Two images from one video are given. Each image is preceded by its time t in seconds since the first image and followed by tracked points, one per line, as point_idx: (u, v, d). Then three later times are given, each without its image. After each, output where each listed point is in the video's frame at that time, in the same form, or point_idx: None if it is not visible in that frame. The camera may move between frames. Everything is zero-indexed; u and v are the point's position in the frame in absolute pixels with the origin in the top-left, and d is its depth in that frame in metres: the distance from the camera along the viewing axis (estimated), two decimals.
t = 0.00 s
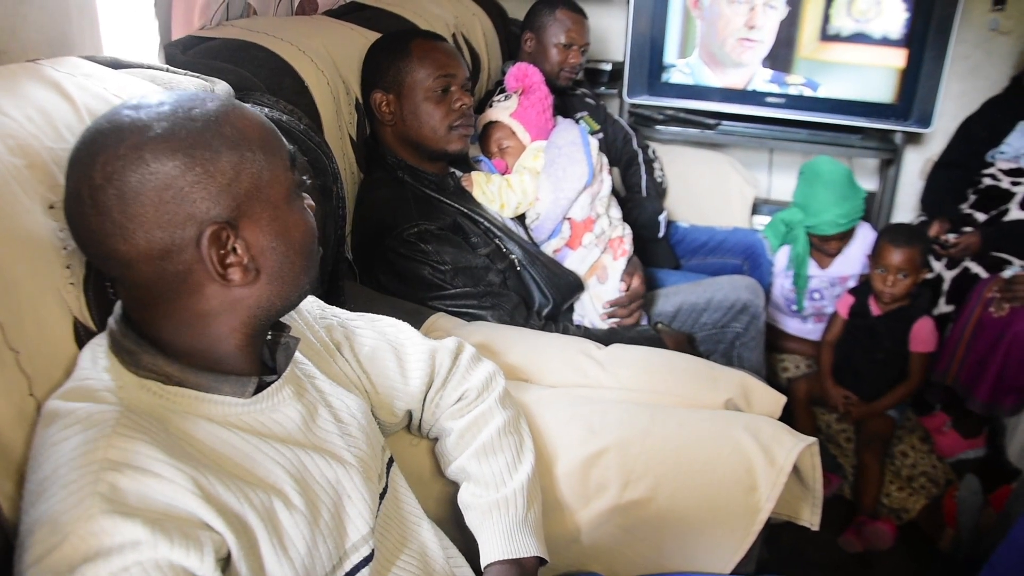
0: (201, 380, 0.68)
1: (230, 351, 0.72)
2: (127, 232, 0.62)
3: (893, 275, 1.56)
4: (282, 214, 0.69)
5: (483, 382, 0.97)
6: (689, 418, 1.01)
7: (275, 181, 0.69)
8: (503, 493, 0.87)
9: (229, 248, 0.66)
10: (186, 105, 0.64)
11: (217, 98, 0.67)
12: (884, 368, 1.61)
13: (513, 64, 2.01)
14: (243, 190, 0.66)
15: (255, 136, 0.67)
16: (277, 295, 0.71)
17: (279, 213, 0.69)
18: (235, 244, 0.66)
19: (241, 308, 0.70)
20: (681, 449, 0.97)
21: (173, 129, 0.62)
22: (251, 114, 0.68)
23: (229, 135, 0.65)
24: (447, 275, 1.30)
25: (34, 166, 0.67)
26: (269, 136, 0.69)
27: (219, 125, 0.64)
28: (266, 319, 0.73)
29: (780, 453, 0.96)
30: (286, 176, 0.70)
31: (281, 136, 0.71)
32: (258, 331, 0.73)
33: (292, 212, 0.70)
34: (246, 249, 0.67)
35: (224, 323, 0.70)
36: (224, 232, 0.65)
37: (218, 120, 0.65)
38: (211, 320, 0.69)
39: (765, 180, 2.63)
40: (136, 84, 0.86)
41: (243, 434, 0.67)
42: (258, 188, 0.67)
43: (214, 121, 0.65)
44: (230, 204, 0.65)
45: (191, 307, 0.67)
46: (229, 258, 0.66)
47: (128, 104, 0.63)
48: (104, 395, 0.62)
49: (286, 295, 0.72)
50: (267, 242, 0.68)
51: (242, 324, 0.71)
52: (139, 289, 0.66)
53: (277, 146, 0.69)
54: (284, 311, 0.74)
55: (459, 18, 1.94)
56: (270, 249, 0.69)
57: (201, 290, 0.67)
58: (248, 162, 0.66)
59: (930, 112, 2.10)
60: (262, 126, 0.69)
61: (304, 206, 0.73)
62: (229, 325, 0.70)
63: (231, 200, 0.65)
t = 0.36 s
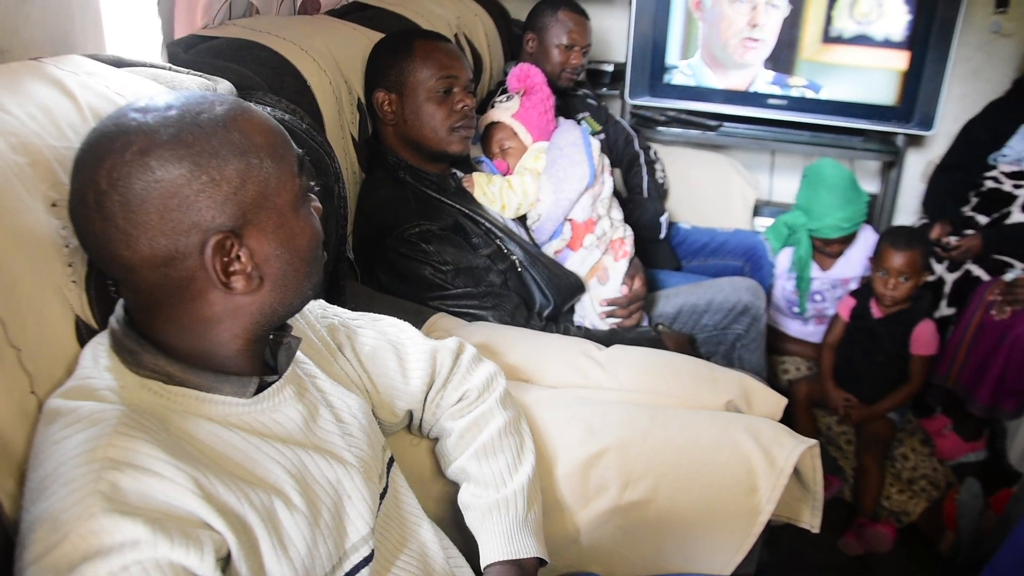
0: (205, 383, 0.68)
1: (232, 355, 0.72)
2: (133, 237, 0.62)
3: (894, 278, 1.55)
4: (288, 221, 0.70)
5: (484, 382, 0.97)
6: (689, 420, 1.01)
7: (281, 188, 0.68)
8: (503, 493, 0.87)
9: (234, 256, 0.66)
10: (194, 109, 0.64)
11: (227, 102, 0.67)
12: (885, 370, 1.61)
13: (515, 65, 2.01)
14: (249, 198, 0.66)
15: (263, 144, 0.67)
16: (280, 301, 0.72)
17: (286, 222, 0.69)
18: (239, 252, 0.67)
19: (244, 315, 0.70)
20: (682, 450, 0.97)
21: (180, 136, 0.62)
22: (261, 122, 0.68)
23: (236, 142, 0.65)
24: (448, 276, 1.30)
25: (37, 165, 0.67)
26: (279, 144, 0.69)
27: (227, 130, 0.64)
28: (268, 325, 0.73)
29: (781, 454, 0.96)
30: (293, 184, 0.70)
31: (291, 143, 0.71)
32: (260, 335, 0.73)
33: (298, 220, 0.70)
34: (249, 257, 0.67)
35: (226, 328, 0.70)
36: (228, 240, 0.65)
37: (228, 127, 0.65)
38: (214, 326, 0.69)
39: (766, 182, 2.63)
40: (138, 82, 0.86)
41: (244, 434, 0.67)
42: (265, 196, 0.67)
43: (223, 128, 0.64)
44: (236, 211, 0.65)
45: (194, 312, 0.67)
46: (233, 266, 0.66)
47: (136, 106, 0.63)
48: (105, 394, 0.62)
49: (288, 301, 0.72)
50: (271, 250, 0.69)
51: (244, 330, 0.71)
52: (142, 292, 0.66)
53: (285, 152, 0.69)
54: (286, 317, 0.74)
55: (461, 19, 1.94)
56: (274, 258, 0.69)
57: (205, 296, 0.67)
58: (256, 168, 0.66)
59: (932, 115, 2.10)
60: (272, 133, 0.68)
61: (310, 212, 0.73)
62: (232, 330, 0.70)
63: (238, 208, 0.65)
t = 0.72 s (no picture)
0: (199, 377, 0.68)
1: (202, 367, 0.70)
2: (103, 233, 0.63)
3: (895, 278, 1.55)
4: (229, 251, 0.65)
5: (486, 382, 0.97)
6: (690, 420, 1.00)
7: (227, 218, 0.64)
8: (506, 493, 0.87)
9: (161, 272, 0.64)
10: (161, 116, 0.63)
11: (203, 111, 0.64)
12: (887, 370, 1.61)
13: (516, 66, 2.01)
14: (184, 221, 0.63)
15: (210, 168, 0.63)
16: (232, 328, 0.68)
17: (223, 253, 0.65)
18: (166, 271, 0.64)
19: (192, 334, 0.67)
20: (684, 450, 0.97)
21: (135, 140, 0.61)
22: (223, 143, 0.64)
23: (184, 159, 0.62)
24: (449, 276, 1.30)
25: (38, 166, 0.67)
26: (236, 170, 0.64)
27: (183, 146, 0.62)
28: (225, 351, 0.69)
29: (782, 454, 0.96)
30: (247, 215, 0.65)
31: (262, 172, 0.65)
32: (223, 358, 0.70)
33: (242, 255, 0.65)
34: (182, 278, 0.64)
35: (175, 344, 0.68)
36: (152, 257, 0.63)
37: (177, 143, 0.62)
38: (167, 339, 0.68)
39: (767, 182, 2.63)
40: (139, 83, 0.86)
41: (243, 433, 0.67)
42: (202, 221, 0.63)
43: (170, 142, 0.62)
44: (165, 229, 0.62)
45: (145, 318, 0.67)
46: (160, 283, 0.64)
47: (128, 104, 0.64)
48: (103, 396, 0.62)
49: (239, 333, 0.68)
50: (201, 278, 0.65)
51: (199, 348, 0.68)
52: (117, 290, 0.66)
53: (248, 180, 0.64)
54: (245, 350, 0.70)
55: (462, 19, 1.94)
56: (205, 283, 0.65)
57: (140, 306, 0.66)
58: (198, 190, 0.62)
59: (933, 114, 2.10)
60: (232, 157, 0.64)
61: (271, 247, 0.67)
62: (188, 346, 0.68)
63: (168, 226, 0.62)
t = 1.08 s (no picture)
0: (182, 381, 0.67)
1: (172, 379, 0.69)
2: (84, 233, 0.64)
3: (896, 278, 1.55)
4: (158, 279, 0.62)
5: (487, 382, 0.97)
6: (691, 420, 1.00)
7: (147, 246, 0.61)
8: (507, 492, 0.87)
9: (106, 288, 0.63)
10: (104, 134, 0.60)
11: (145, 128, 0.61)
12: (887, 370, 1.61)
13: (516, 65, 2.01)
14: (115, 242, 0.60)
15: (141, 191, 0.59)
16: (179, 351, 0.65)
17: (152, 281, 0.62)
18: (110, 290, 0.63)
19: (145, 350, 0.66)
20: (684, 449, 0.97)
21: (81, 153, 0.60)
22: (152, 167, 0.59)
23: (110, 182, 0.59)
24: (450, 276, 1.30)
25: (37, 165, 0.67)
26: (164, 197, 0.60)
27: (110, 167, 0.59)
28: (180, 372, 0.67)
29: (783, 453, 0.96)
30: (170, 243, 0.61)
31: (194, 199, 0.61)
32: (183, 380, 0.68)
33: (173, 283, 0.62)
34: (124, 296, 0.63)
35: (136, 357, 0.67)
36: (96, 275, 0.62)
37: (109, 165, 0.59)
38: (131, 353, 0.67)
39: (768, 181, 2.63)
40: (139, 83, 0.85)
41: (240, 434, 0.67)
42: (128, 248, 0.61)
43: (104, 162, 0.59)
44: (101, 250, 0.61)
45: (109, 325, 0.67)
46: (105, 298, 0.63)
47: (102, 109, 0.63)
48: (103, 398, 0.62)
49: (187, 356, 0.66)
50: (138, 302, 0.63)
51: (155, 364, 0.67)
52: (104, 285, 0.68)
53: (168, 208, 0.60)
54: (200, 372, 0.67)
55: (462, 19, 1.94)
56: (141, 307, 0.63)
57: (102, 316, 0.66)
58: (117, 216, 0.60)
59: (933, 113, 2.09)
60: (160, 183, 0.60)
61: (204, 278, 0.62)
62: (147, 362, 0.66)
63: (102, 247, 0.61)
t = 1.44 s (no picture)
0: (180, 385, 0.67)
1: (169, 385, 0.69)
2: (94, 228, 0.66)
3: (903, 278, 1.55)
4: (146, 291, 0.61)
5: (494, 382, 0.97)
6: (698, 421, 1.00)
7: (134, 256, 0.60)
8: (513, 493, 0.87)
9: (101, 293, 0.63)
10: (95, 142, 0.60)
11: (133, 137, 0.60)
12: (893, 370, 1.59)
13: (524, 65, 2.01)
14: (107, 252, 0.61)
15: (130, 202, 0.59)
16: (171, 360, 0.65)
17: (141, 291, 0.61)
18: (106, 296, 0.63)
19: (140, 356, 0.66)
20: (691, 449, 0.97)
21: (76, 163, 0.61)
22: (139, 179, 0.59)
23: (101, 190, 0.59)
24: (457, 276, 1.30)
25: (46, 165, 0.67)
26: (152, 208, 0.60)
27: (103, 176, 0.59)
28: (179, 379, 0.67)
29: (791, 454, 0.96)
30: (156, 253, 0.60)
31: (181, 210, 0.60)
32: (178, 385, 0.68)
33: (162, 292, 0.61)
34: (119, 303, 0.63)
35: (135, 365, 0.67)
36: (93, 281, 0.63)
37: (100, 175, 0.59)
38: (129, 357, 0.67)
39: (775, 181, 2.62)
40: (148, 83, 0.86)
41: (246, 436, 0.68)
42: (118, 258, 0.61)
43: (95, 171, 0.60)
44: (97, 257, 0.61)
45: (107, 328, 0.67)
46: (102, 302, 0.63)
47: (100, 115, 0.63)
48: (110, 399, 0.63)
49: (180, 365, 0.65)
50: (129, 310, 0.63)
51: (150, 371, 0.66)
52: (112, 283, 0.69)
53: (153, 220, 0.60)
54: (194, 382, 0.67)
55: (469, 19, 1.94)
56: (133, 315, 0.63)
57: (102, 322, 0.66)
58: (108, 226, 0.60)
59: (942, 112, 2.08)
60: (147, 195, 0.59)
61: (193, 292, 0.62)
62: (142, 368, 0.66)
63: (97, 253, 0.61)
